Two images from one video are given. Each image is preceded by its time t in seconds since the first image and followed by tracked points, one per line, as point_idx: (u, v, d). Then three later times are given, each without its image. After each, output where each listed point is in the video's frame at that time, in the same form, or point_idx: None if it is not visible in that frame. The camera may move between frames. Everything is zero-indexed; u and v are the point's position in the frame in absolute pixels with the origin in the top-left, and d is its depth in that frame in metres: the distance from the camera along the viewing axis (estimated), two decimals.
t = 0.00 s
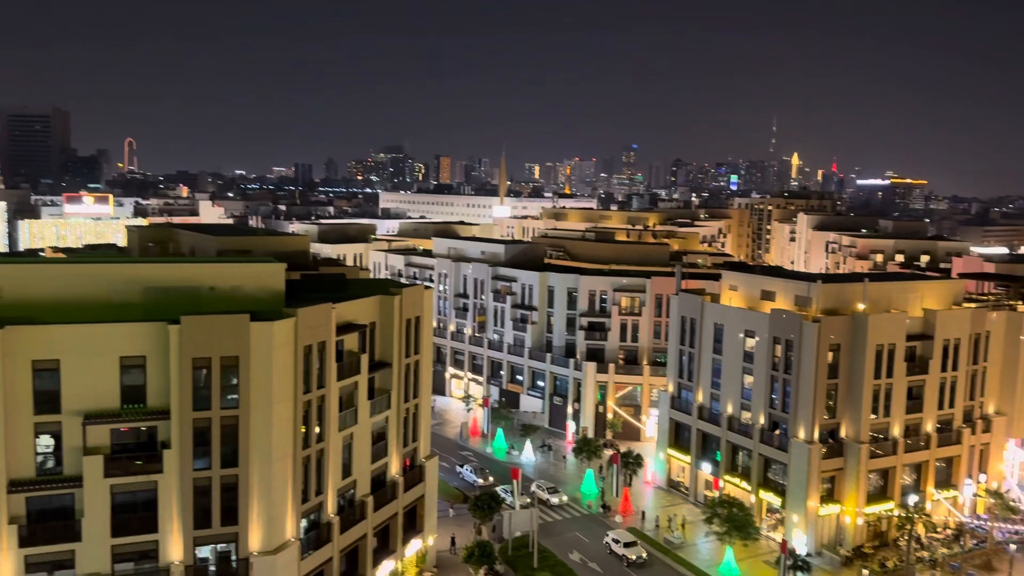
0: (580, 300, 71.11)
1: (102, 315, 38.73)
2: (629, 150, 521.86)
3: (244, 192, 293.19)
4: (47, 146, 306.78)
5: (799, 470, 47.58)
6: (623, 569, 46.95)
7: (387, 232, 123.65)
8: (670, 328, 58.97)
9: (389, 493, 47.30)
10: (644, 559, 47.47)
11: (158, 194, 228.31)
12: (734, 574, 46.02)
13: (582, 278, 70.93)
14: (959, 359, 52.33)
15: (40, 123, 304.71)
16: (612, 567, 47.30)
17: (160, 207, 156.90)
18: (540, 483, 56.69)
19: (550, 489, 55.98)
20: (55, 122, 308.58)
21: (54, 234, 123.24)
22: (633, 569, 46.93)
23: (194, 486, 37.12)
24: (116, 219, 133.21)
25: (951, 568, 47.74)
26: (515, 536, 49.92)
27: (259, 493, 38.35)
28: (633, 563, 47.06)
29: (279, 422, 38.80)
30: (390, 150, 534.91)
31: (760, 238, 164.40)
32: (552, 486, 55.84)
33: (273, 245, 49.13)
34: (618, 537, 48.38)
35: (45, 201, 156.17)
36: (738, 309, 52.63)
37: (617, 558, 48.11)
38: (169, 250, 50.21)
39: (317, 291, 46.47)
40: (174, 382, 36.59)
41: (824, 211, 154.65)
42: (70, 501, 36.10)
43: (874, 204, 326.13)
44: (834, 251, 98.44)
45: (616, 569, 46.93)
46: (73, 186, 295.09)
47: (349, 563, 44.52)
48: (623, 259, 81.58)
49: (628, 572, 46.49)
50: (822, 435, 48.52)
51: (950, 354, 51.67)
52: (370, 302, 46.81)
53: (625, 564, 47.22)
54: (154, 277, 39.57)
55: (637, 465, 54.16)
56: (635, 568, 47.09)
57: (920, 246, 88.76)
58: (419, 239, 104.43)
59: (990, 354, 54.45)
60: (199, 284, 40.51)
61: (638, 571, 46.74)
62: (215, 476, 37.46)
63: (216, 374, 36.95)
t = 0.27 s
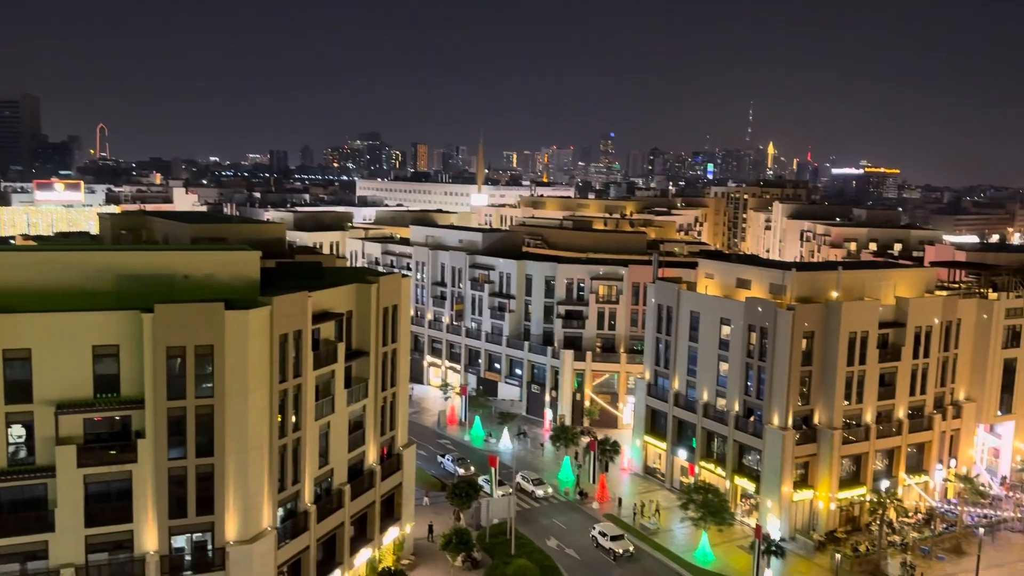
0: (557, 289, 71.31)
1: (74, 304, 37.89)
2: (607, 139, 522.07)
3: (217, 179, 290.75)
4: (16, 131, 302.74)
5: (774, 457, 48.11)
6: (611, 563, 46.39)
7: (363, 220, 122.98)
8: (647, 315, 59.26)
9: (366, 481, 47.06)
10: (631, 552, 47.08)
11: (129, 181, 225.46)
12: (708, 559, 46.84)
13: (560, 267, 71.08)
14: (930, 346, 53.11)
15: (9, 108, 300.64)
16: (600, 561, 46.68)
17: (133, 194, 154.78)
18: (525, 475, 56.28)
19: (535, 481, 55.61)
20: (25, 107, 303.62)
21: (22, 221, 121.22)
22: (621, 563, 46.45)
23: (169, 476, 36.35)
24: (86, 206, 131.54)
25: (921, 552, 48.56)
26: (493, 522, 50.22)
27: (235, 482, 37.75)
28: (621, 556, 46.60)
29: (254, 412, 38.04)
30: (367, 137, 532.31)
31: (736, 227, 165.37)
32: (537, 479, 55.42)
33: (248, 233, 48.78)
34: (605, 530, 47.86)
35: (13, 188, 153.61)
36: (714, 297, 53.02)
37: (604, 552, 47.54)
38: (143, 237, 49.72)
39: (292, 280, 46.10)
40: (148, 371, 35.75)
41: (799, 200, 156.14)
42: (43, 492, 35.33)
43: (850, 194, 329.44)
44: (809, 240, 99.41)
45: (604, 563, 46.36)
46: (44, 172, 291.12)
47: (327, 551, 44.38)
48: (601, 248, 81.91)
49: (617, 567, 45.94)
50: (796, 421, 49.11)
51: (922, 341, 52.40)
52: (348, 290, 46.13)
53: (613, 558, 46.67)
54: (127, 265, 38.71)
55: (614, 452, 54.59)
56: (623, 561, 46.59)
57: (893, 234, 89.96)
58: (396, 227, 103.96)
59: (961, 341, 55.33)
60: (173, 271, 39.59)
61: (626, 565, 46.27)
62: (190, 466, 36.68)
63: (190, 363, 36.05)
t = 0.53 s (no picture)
0: (539, 277, 71.43)
1: (49, 293, 37.06)
2: (589, 128, 522.85)
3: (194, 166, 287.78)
4: None
5: (753, 444, 48.57)
6: (603, 559, 46.07)
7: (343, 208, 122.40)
8: (628, 304, 59.44)
9: (348, 471, 46.87)
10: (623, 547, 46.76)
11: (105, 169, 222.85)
12: (688, 546, 47.19)
13: (542, 256, 71.16)
14: (907, 334, 53.71)
15: None
16: (592, 555, 46.38)
17: (110, 182, 153.11)
18: (514, 467, 55.77)
19: (524, 473, 55.12)
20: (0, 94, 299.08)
21: None
22: (613, 558, 46.20)
23: (148, 466, 35.75)
24: (61, 194, 130.08)
25: (898, 538, 49.19)
26: (475, 510, 50.38)
27: (215, 472, 37.21)
28: (612, 551, 46.37)
29: (235, 401, 37.47)
30: (347, 125, 528.82)
31: (716, 215, 164.88)
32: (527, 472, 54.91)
33: (227, 221, 48.54)
34: (595, 525, 47.51)
35: None
36: (694, 286, 53.33)
37: (595, 546, 47.22)
38: (120, 225, 49.37)
39: (271, 268, 45.77)
40: (125, 360, 35.08)
41: (779, 189, 156.84)
42: (20, 482, 34.78)
43: (831, 184, 331.80)
44: (788, 229, 100.00)
45: (596, 559, 46.09)
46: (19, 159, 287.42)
47: (308, 541, 44.11)
48: (582, 237, 82.08)
49: (608, 562, 45.71)
50: (775, 409, 49.53)
51: (899, 329, 52.96)
52: (327, 278, 45.77)
53: (604, 553, 46.41)
54: (102, 253, 37.83)
55: (595, 440, 54.91)
56: (615, 556, 46.37)
57: (871, 224, 90.82)
58: (377, 216, 103.53)
59: (938, 329, 55.99)
60: (149, 259, 38.62)
61: (618, 559, 46.00)
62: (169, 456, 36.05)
63: (168, 352, 35.41)
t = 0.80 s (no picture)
0: (525, 267, 71.53)
1: (29, 283, 36.60)
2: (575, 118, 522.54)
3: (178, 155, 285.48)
4: None
5: (737, 431, 48.99)
6: (601, 555, 45.42)
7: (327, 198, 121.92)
8: (613, 294, 59.60)
9: (333, 460, 46.79)
10: (620, 544, 46.09)
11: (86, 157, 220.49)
12: (672, 533, 47.58)
13: (528, 245, 71.22)
14: (890, 323, 54.19)
15: None
16: (588, 552, 45.70)
17: (91, 170, 151.58)
18: (508, 461, 55.30)
19: (517, 467, 54.64)
20: None
21: None
22: (611, 554, 45.59)
23: (131, 456, 35.53)
24: (41, 182, 128.71)
25: (879, 525, 49.77)
26: (460, 499, 50.53)
27: (199, 462, 36.99)
28: (610, 548, 45.71)
29: (219, 392, 37.21)
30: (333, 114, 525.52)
31: (701, 206, 165.84)
32: (520, 466, 54.40)
33: (210, 210, 48.26)
34: (592, 521, 46.82)
35: None
36: (679, 276, 53.52)
37: (592, 542, 46.61)
38: (102, 214, 48.93)
39: (255, 258, 45.54)
40: (108, 350, 34.80)
41: (763, 179, 157.71)
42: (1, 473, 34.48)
43: (817, 174, 333.20)
44: (772, 219, 100.32)
45: (593, 555, 45.43)
46: None
47: (293, 531, 44.10)
48: (568, 227, 82.19)
49: (606, 558, 45.08)
50: (758, 397, 49.89)
51: (882, 318, 53.43)
52: (312, 268, 45.56)
53: (601, 550, 45.73)
54: (84, 242, 37.42)
55: (581, 429, 55.22)
56: (612, 552, 45.74)
57: (855, 214, 91.53)
58: (362, 205, 103.19)
59: (920, 318, 56.54)
60: (133, 249, 38.31)
61: (616, 555, 45.39)
62: (153, 447, 35.83)
63: (152, 342, 35.15)
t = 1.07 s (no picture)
0: (513, 258, 71.58)
1: (14, 273, 36.24)
2: (565, 109, 521.90)
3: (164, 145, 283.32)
4: None
5: (724, 421, 49.30)
6: (601, 553, 44.58)
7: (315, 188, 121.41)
8: (602, 284, 59.71)
9: (321, 451, 46.74)
10: (621, 543, 45.18)
11: (71, 146, 218.41)
12: (660, 522, 47.89)
13: (517, 236, 71.23)
14: (876, 313, 54.55)
15: None
16: (589, 551, 44.82)
17: (76, 160, 150.24)
18: (506, 457, 54.66)
19: (516, 463, 53.91)
20: None
21: None
22: (612, 553, 44.73)
23: (119, 448, 35.36)
24: (25, 172, 127.45)
25: (865, 513, 50.20)
26: (449, 489, 50.63)
27: (187, 454, 36.84)
28: (610, 547, 44.81)
29: (206, 383, 37.04)
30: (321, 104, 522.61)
31: (689, 196, 166.35)
32: (518, 462, 53.73)
33: (197, 201, 47.99)
34: (592, 519, 45.97)
35: None
36: (668, 266, 53.66)
37: (592, 540, 45.81)
38: (87, 204, 48.57)
39: (243, 249, 45.31)
40: (94, 341, 34.57)
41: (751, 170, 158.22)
42: None
43: (805, 165, 334.17)
44: (760, 210, 100.55)
45: (593, 554, 44.56)
46: None
47: (282, 522, 44.07)
48: (557, 217, 82.21)
49: (607, 557, 44.21)
50: (746, 387, 50.17)
51: (868, 308, 53.77)
52: (300, 259, 45.36)
53: (602, 548, 44.90)
54: (70, 232, 37.08)
55: (570, 419, 55.47)
56: (613, 551, 44.89)
57: (842, 204, 92.04)
58: (350, 196, 102.84)
59: (906, 308, 56.91)
60: (119, 240, 37.99)
61: (617, 554, 44.52)
62: (141, 438, 35.66)
63: (138, 333, 34.95)
